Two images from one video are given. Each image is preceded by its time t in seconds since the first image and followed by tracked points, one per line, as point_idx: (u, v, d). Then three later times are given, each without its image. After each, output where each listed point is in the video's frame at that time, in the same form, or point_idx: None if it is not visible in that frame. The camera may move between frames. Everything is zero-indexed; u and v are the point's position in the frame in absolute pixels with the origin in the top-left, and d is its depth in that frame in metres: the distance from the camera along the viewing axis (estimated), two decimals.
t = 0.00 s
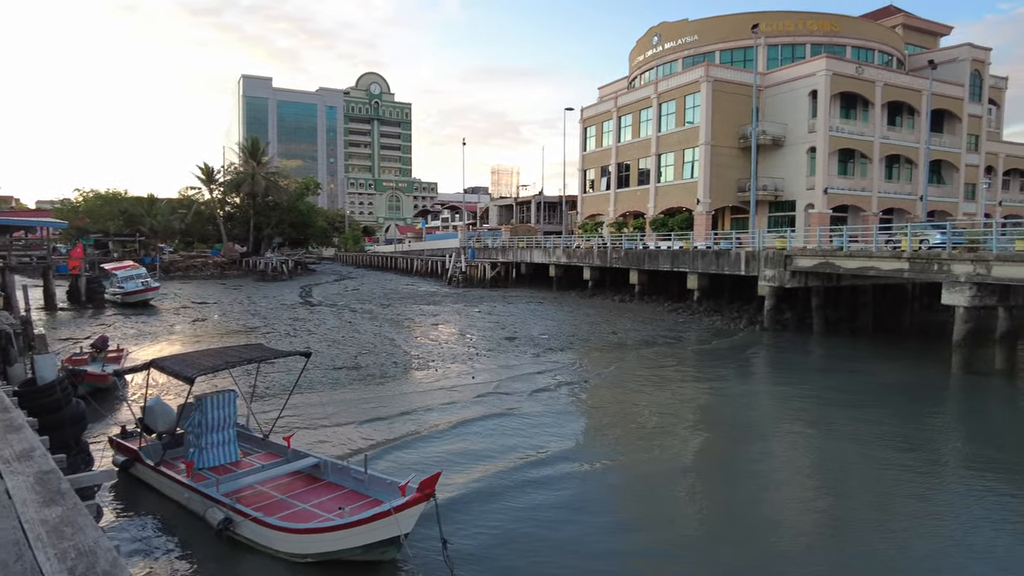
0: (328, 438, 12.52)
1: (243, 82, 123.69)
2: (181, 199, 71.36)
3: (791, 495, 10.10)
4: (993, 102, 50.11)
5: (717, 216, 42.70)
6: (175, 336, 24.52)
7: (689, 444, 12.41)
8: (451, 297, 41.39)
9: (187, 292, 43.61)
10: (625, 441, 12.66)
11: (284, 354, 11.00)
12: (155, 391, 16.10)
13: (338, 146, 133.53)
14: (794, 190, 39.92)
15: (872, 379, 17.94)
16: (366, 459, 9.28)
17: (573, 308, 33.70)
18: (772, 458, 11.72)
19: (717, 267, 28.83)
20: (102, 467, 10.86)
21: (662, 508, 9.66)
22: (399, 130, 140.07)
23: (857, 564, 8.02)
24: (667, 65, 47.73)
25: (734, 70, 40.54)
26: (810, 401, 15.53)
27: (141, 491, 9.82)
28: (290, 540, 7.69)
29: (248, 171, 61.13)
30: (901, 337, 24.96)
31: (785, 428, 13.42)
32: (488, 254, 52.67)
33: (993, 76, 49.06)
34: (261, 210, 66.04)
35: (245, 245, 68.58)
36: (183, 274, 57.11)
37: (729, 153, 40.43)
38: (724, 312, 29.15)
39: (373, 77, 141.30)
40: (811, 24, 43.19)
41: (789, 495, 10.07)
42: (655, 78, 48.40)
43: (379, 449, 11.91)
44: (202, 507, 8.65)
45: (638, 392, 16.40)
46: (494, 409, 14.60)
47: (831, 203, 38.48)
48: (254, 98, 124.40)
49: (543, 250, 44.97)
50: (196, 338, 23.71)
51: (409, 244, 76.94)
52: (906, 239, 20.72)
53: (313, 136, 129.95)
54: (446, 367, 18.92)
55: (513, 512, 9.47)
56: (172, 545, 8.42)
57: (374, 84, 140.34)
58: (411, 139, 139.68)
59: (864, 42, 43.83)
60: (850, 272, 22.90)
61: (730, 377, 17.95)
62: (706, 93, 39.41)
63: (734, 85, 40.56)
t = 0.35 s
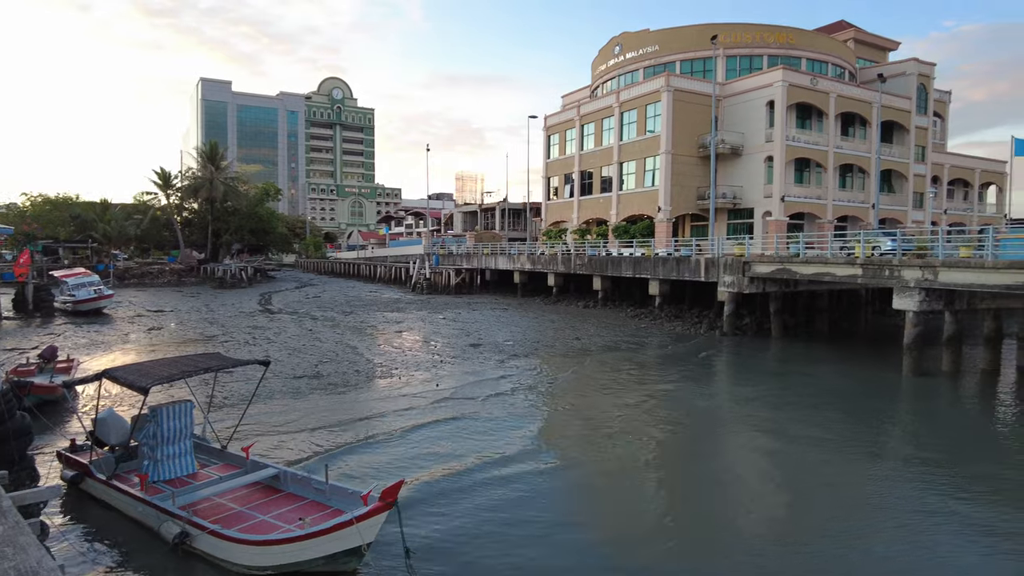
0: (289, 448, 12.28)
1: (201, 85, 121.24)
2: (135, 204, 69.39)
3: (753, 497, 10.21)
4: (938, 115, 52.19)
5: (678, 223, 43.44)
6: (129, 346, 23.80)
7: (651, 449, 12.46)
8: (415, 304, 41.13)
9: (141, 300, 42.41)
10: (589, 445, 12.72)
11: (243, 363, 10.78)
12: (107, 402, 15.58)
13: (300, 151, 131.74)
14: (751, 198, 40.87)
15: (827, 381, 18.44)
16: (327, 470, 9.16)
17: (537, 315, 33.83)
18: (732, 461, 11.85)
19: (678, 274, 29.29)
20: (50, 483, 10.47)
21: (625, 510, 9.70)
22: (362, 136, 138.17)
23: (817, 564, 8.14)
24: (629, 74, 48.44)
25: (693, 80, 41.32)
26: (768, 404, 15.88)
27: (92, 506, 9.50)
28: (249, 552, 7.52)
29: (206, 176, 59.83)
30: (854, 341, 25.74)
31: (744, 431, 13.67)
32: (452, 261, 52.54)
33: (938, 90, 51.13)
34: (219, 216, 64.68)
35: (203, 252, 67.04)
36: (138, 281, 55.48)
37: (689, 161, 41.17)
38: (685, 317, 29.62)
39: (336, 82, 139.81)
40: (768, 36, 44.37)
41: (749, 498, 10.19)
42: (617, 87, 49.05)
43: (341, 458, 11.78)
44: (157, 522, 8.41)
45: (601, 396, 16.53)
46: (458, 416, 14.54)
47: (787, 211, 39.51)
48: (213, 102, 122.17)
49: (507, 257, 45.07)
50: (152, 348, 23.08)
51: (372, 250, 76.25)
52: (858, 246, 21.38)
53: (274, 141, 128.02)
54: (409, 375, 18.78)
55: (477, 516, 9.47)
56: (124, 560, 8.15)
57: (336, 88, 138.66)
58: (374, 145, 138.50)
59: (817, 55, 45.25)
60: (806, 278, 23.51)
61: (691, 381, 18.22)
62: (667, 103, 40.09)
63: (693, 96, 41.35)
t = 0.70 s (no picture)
0: (249, 457, 12.04)
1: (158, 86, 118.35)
2: (88, 207, 67.14)
3: (714, 498, 10.31)
4: (889, 124, 53.99)
5: (641, 228, 44.02)
6: (80, 353, 23.04)
7: (613, 453, 12.51)
8: (379, 309, 40.75)
9: (95, 306, 41.06)
10: (553, 448, 12.76)
11: (201, 370, 10.54)
12: (56, 412, 15.04)
13: (261, 154, 129.46)
14: (712, 203, 41.66)
15: (786, 382, 18.90)
16: (288, 477, 9.04)
17: (502, 319, 33.87)
18: (693, 463, 11.96)
19: (641, 278, 29.64)
20: None
21: (589, 511, 9.77)
22: (325, 139, 134.84)
23: (777, 562, 8.24)
24: (592, 80, 48.95)
25: (655, 87, 41.94)
26: (728, 405, 16.20)
27: (39, 520, 9.16)
28: (207, 563, 7.35)
29: (164, 179, 58.25)
30: (811, 342, 26.42)
31: (706, 433, 13.88)
32: (417, 265, 52.24)
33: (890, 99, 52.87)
34: (177, 220, 63.03)
35: (160, 256, 65.26)
36: (92, 287, 53.69)
37: (651, 167, 41.78)
38: (648, 321, 30.00)
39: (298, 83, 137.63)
40: (728, 45, 45.33)
41: (710, 499, 10.29)
42: (580, 93, 49.52)
43: (303, 465, 11.62)
44: (109, 535, 8.16)
45: (566, 400, 16.62)
46: (424, 422, 14.43)
47: (747, 216, 40.37)
48: (170, 103, 119.90)
49: (472, 261, 45.04)
50: (106, 355, 22.39)
51: (336, 254, 75.30)
52: (815, 250, 21.94)
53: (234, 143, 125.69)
54: (372, 381, 18.59)
55: (441, 520, 9.47)
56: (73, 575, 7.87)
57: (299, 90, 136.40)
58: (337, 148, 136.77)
59: (775, 64, 46.43)
60: (764, 282, 24.05)
61: (654, 384, 18.47)
62: (629, 109, 40.61)
63: (655, 103, 41.97)
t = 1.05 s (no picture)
0: (210, 462, 11.80)
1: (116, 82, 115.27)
2: (41, 206, 64.92)
3: (683, 499, 10.30)
4: (847, 127, 55.46)
5: (607, 229, 44.40)
6: (32, 357, 22.29)
7: (580, 454, 12.46)
8: (345, 310, 40.32)
9: (48, 309, 39.77)
10: (521, 449, 12.76)
11: (159, 373, 10.29)
12: (7, 419, 14.52)
13: (223, 154, 126.95)
14: (676, 205, 42.24)
15: (749, 380, 19.27)
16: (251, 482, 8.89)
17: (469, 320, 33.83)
18: (661, 463, 11.97)
19: (607, 278, 29.91)
20: None
21: (556, 514, 9.76)
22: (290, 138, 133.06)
23: (747, 563, 8.26)
24: (559, 82, 49.23)
25: (620, 90, 42.35)
26: (693, 404, 16.42)
27: None
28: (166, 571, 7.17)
29: (122, 178, 56.74)
30: (773, 341, 27.01)
31: (671, 431, 14.04)
32: (383, 266, 51.85)
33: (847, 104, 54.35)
34: (136, 220, 61.43)
35: (118, 257, 63.53)
36: (45, 289, 51.97)
37: (616, 169, 42.18)
38: (614, 320, 30.30)
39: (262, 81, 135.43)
40: (692, 49, 46.02)
41: (679, 499, 10.30)
42: (547, 94, 49.74)
43: (266, 469, 11.43)
44: (62, 544, 7.90)
45: (533, 400, 16.65)
46: (391, 424, 14.32)
47: (711, 218, 41.04)
48: (128, 100, 116.69)
49: (440, 262, 44.88)
50: (60, 359, 21.72)
51: (300, 255, 74.31)
52: (777, 251, 22.43)
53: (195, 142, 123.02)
54: (338, 383, 18.39)
55: (409, 522, 9.41)
56: None
57: (263, 89, 134.25)
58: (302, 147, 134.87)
59: (737, 68, 47.34)
60: (727, 281, 24.48)
61: (621, 383, 18.65)
62: (595, 111, 40.93)
63: (621, 105, 42.38)
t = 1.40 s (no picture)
0: (176, 466, 11.57)
1: (76, 77, 112.21)
2: None
3: (659, 500, 10.31)
4: (813, 130, 56.55)
5: (578, 229, 44.63)
6: None
7: (554, 456, 12.41)
8: (314, 311, 39.88)
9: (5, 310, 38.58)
10: (493, 450, 12.72)
11: (121, 375, 10.05)
12: None
13: (189, 151, 124.50)
14: (646, 205, 42.60)
15: (717, 378, 19.55)
16: (218, 486, 8.72)
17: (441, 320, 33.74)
18: (636, 464, 11.97)
19: (579, 278, 30.07)
20: None
21: (528, 515, 9.73)
22: (258, 136, 131.14)
23: (723, 563, 8.28)
24: (530, 82, 49.32)
25: (591, 91, 42.58)
26: (664, 403, 16.58)
27: None
28: None
29: (83, 175, 55.29)
30: (741, 339, 27.44)
31: (643, 431, 14.12)
32: (354, 266, 51.44)
33: (813, 107, 55.42)
34: (98, 219, 59.93)
35: (79, 257, 61.92)
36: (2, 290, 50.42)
37: (587, 170, 42.41)
38: (586, 320, 30.49)
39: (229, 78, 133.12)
40: (662, 51, 46.46)
41: (654, 499, 10.31)
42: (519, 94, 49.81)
43: (234, 473, 11.24)
44: (18, 553, 7.66)
45: (505, 400, 16.65)
46: (361, 425, 14.21)
47: (680, 218, 41.48)
48: (90, 96, 113.65)
49: (411, 262, 44.64)
50: (18, 362, 21.09)
51: (269, 255, 73.33)
52: (745, 251, 22.77)
53: (160, 140, 120.39)
54: (307, 384, 18.17)
55: (378, 526, 9.31)
56: None
57: (230, 86, 131.99)
58: (270, 146, 132.96)
59: (706, 71, 47.96)
60: (696, 281, 24.79)
61: (592, 382, 18.77)
62: (567, 112, 41.08)
63: (592, 106, 42.61)
